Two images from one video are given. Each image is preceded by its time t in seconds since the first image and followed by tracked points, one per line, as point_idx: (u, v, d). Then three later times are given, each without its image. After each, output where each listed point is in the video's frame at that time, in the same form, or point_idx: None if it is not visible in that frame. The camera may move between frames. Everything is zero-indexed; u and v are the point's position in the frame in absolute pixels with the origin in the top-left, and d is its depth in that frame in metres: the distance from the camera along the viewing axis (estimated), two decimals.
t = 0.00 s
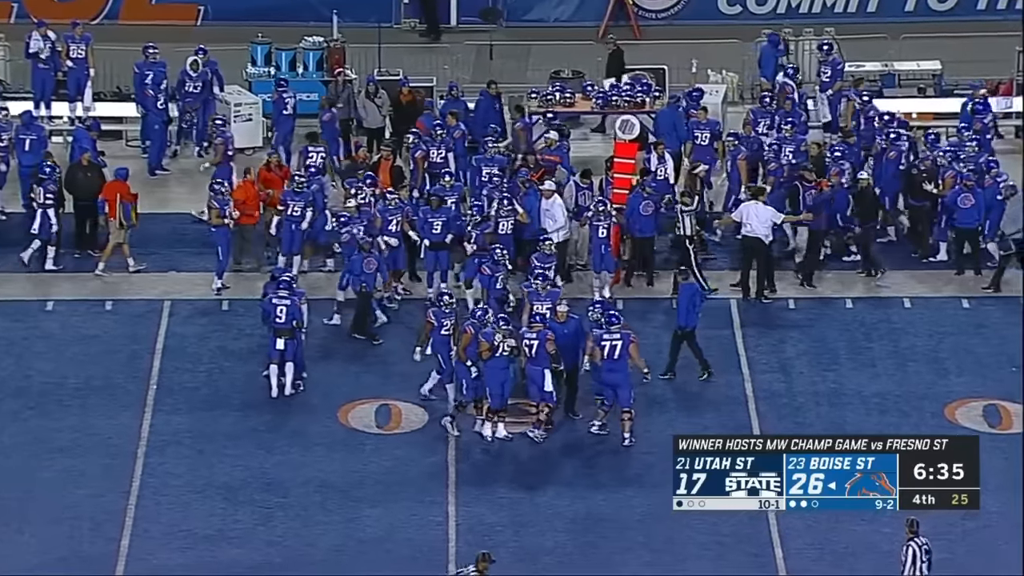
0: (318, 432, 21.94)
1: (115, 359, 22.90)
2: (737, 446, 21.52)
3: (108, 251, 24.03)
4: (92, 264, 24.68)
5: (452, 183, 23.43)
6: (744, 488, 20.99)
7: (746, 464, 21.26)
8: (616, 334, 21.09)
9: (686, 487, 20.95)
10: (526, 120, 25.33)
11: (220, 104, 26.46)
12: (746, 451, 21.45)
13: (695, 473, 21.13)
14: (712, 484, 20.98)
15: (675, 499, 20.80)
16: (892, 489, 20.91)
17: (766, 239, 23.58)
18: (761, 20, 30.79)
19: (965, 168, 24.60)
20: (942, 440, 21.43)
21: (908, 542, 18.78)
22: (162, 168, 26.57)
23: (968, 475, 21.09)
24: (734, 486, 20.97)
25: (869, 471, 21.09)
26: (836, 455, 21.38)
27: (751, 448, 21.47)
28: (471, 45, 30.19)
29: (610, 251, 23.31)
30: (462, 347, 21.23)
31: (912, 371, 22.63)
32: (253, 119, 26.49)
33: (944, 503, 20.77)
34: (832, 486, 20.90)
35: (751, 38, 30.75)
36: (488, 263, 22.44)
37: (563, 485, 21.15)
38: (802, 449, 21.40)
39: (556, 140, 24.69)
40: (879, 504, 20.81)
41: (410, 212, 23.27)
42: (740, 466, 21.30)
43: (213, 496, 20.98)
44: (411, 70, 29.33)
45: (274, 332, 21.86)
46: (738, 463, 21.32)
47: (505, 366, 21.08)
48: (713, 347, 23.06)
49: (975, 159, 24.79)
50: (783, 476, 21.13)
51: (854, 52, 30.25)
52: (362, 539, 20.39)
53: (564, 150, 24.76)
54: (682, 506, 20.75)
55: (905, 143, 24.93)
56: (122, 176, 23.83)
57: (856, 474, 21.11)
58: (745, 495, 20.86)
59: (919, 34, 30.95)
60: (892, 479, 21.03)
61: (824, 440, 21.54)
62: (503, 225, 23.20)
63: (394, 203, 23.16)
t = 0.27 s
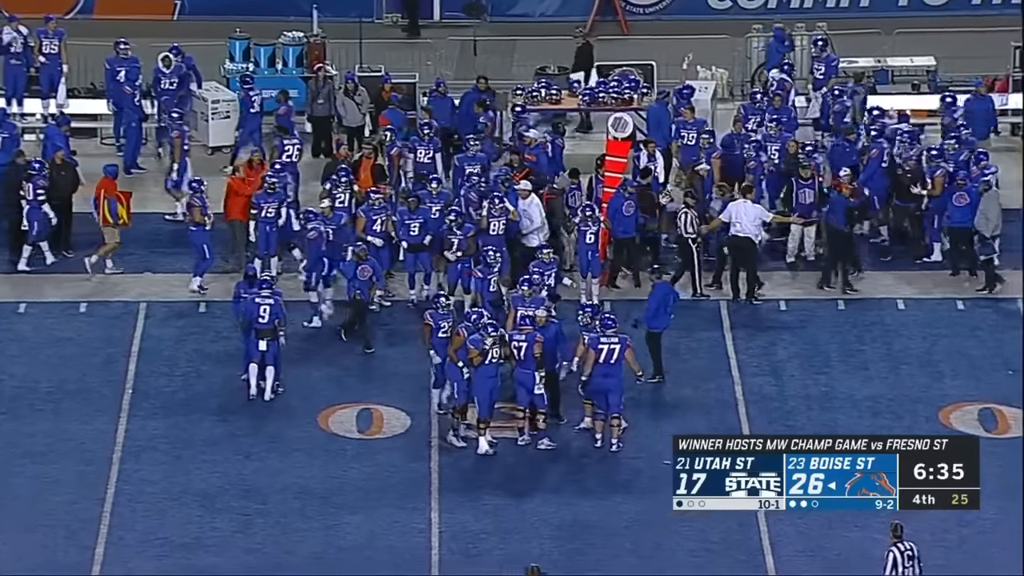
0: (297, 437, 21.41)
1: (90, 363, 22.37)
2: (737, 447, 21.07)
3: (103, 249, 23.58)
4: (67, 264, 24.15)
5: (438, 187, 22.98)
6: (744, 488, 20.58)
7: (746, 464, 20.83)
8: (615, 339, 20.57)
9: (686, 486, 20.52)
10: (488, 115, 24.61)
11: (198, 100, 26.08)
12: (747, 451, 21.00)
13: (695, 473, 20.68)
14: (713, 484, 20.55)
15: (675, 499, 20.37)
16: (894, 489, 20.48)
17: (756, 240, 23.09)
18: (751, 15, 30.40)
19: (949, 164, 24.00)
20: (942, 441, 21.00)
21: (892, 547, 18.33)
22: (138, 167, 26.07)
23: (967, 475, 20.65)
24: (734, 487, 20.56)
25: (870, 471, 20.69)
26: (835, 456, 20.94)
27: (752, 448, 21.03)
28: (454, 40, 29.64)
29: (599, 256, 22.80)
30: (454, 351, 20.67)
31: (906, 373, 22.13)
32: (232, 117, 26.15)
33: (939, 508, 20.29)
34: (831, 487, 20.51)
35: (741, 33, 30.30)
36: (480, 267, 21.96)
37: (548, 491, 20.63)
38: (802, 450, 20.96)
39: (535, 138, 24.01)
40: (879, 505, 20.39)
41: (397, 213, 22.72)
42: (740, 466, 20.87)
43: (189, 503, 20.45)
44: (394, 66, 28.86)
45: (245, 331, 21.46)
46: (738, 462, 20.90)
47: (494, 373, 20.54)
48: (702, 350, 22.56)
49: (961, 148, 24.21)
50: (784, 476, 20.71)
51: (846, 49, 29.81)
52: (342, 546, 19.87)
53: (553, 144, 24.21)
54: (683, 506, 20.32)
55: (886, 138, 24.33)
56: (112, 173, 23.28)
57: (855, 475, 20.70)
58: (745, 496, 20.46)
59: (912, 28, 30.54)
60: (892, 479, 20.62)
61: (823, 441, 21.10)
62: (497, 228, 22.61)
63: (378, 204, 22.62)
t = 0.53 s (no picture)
0: (272, 443, 20.86)
1: (59, 367, 21.81)
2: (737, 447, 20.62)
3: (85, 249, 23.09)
4: (36, 266, 23.61)
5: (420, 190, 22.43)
6: (744, 488, 20.13)
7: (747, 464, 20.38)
8: (601, 341, 19.95)
9: (686, 486, 20.06)
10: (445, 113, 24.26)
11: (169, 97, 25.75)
12: (748, 452, 20.56)
13: (695, 473, 20.24)
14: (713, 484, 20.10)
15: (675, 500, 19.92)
16: (894, 489, 20.07)
17: (740, 238, 22.64)
18: (738, 10, 29.90)
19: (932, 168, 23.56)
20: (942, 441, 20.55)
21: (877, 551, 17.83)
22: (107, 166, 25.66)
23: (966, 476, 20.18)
24: (734, 486, 20.11)
25: (871, 472, 20.27)
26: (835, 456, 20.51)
27: (753, 448, 20.58)
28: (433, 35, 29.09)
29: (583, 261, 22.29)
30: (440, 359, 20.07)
31: (896, 377, 21.61)
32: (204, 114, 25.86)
33: (930, 515, 19.78)
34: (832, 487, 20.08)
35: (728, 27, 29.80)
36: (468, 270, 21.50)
37: (529, 497, 20.10)
38: (803, 450, 20.51)
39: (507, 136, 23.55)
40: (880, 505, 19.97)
41: (377, 214, 22.09)
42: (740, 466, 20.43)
43: (162, 510, 19.90)
44: (371, 63, 28.23)
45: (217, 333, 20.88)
46: (738, 462, 20.45)
47: (475, 379, 19.98)
48: (687, 353, 22.04)
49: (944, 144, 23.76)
50: (784, 476, 20.29)
51: (833, 45, 29.30)
52: (319, 554, 19.33)
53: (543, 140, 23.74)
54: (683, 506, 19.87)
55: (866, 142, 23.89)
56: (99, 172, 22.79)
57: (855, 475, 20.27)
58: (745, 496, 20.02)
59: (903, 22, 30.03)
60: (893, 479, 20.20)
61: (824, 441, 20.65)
62: (485, 234, 21.97)
63: (361, 202, 22.09)
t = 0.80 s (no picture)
0: (246, 449, 20.33)
1: (27, 371, 21.27)
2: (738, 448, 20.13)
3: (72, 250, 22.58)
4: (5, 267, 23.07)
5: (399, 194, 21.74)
6: (745, 488, 19.64)
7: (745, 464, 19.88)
8: (577, 344, 19.43)
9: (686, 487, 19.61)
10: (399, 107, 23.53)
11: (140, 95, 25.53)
12: (747, 451, 20.07)
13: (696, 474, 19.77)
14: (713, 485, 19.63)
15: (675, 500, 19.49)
16: (894, 488, 19.54)
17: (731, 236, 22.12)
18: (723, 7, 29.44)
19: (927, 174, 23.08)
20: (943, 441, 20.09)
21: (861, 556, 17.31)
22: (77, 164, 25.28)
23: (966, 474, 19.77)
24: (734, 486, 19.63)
25: (871, 471, 19.77)
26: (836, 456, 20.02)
27: (753, 448, 20.10)
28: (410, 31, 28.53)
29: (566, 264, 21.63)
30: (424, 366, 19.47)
31: (885, 380, 21.11)
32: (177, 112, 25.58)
33: (921, 522, 19.26)
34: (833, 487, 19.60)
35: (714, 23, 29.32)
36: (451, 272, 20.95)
37: (510, 504, 19.58)
38: (804, 450, 20.03)
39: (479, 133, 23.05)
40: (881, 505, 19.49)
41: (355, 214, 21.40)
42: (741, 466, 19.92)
43: (132, 518, 19.35)
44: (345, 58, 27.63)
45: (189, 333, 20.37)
46: (739, 462, 19.95)
47: (456, 385, 19.49)
48: (671, 355, 21.53)
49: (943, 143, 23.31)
50: (783, 476, 19.78)
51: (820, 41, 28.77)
52: (294, 562, 18.79)
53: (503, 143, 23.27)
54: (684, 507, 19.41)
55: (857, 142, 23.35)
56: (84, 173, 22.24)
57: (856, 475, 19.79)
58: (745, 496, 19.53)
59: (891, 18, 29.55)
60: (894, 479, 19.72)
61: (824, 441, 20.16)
62: (473, 239, 21.29)
63: (342, 201, 21.51)
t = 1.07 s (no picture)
0: (222, 455, 19.82)
1: None
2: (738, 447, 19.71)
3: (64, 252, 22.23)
4: None
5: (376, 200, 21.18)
6: (744, 488, 19.21)
7: (746, 464, 19.47)
8: (555, 349, 18.91)
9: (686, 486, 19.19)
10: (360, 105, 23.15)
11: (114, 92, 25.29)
12: (748, 452, 19.66)
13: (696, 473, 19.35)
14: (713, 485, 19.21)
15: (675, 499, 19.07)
16: (896, 489, 19.15)
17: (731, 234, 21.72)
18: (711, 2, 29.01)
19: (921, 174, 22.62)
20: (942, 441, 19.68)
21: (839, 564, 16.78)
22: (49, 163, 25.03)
23: (966, 475, 19.35)
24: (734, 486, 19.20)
25: (871, 471, 19.35)
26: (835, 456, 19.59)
27: (753, 448, 19.68)
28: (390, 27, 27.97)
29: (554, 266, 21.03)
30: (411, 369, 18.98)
31: (876, 383, 20.62)
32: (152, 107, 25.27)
33: (913, 528, 18.75)
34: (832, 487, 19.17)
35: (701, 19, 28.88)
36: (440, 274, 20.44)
37: (492, 511, 19.07)
38: (804, 449, 19.61)
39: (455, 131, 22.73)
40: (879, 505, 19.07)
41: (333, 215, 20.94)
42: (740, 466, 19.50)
43: (105, 526, 18.83)
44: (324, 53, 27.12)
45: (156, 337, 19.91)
46: (738, 462, 19.54)
47: (445, 391, 18.93)
48: (658, 358, 21.05)
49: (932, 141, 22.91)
50: (784, 476, 19.35)
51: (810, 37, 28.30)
52: (271, 570, 18.28)
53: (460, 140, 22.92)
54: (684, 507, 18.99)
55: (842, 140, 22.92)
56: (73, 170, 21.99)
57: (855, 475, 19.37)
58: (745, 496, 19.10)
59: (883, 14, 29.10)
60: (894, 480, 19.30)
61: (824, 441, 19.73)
62: (459, 249, 20.76)
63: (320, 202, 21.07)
